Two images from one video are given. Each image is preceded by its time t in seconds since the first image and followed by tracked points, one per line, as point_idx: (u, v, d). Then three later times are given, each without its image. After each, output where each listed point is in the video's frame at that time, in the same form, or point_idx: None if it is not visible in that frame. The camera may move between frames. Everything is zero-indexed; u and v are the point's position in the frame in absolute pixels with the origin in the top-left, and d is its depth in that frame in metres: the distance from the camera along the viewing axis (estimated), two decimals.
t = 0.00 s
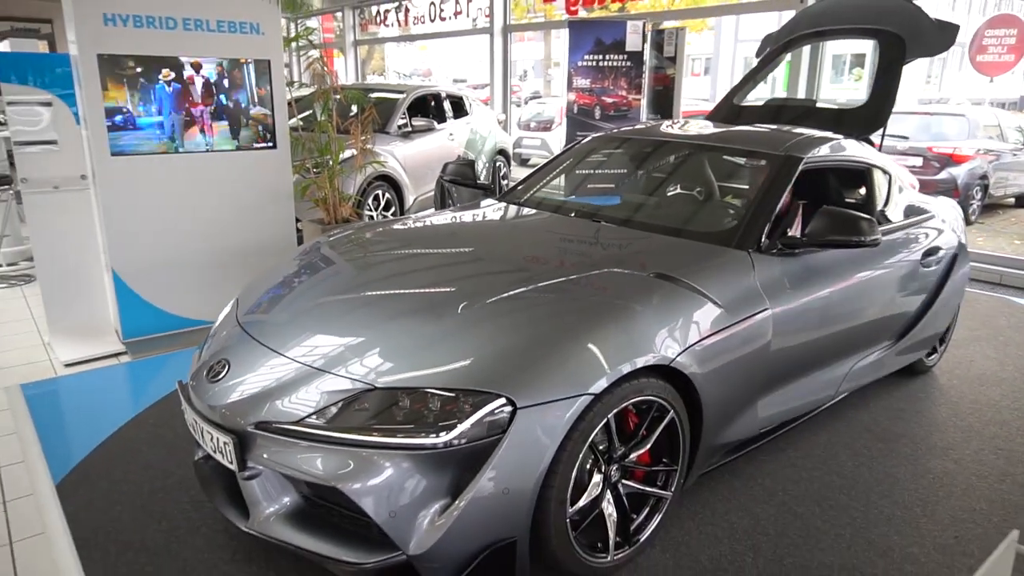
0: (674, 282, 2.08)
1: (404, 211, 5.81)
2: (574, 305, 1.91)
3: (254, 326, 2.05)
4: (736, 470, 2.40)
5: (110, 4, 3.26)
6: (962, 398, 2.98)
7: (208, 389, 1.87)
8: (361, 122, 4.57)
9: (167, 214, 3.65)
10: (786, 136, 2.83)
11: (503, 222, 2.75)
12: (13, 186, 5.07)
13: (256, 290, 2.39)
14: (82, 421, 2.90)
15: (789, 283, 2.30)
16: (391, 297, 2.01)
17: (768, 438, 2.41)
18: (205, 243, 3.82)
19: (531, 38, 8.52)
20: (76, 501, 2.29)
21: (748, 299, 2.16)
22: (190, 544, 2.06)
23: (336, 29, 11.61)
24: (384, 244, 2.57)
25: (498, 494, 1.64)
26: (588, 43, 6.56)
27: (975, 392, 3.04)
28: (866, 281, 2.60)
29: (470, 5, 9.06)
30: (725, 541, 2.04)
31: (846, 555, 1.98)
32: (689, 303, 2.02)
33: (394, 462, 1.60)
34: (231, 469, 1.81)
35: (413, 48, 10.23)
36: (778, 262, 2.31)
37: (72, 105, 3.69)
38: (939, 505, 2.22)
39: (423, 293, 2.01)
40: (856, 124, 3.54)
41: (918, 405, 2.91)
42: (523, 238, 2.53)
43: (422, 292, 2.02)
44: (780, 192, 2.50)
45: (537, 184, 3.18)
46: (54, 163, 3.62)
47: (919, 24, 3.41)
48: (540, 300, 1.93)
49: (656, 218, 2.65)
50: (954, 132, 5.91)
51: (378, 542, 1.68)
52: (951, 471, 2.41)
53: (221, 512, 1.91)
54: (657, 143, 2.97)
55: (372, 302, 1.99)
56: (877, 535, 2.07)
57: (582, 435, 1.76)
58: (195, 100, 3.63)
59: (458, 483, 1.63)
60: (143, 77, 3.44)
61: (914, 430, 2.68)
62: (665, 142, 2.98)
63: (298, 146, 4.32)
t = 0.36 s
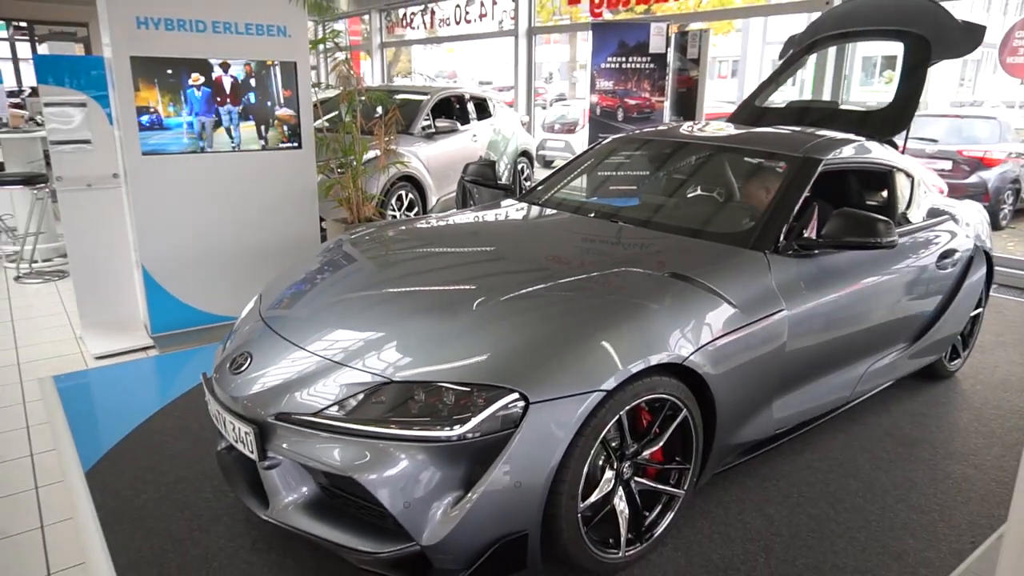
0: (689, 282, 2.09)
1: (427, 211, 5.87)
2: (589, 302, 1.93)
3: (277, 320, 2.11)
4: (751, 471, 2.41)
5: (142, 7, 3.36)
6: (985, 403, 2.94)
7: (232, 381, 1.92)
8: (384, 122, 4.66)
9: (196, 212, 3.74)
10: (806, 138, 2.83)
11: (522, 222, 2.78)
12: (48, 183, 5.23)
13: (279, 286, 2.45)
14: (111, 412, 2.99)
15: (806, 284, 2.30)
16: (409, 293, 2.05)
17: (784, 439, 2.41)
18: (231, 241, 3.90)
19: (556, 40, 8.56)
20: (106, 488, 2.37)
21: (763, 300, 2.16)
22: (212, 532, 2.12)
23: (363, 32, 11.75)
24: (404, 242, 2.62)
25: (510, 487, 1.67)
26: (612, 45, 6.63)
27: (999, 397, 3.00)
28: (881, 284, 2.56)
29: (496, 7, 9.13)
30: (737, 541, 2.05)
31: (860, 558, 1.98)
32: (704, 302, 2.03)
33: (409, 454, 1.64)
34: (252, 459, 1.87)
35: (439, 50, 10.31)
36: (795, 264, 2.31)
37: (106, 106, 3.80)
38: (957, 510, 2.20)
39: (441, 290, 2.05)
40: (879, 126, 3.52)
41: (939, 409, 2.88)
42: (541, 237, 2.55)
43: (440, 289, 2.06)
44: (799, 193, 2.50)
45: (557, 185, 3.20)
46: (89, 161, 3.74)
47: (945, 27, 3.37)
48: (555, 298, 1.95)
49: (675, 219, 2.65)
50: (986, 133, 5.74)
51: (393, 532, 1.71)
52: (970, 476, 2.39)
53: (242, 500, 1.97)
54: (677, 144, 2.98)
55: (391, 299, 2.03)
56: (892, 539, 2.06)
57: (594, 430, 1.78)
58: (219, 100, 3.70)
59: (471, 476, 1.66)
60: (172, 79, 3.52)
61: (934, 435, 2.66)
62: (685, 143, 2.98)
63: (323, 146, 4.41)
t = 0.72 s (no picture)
0: (706, 282, 2.08)
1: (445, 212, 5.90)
2: (605, 302, 1.93)
3: (295, 317, 2.13)
4: (766, 473, 2.39)
5: (167, 9, 3.42)
6: (1008, 409, 2.90)
7: (251, 376, 1.95)
8: (403, 124, 4.71)
9: (217, 211, 3.79)
10: (826, 139, 2.81)
11: (539, 222, 2.79)
12: (75, 183, 5.34)
13: (298, 284, 2.48)
14: (134, 407, 3.04)
15: (824, 286, 2.28)
16: (425, 291, 2.06)
17: (800, 442, 2.39)
18: (252, 240, 3.95)
19: (576, 42, 8.57)
20: (128, 481, 2.41)
21: (780, 301, 2.14)
22: (230, 525, 2.16)
23: (384, 34, 11.83)
24: (422, 241, 2.63)
25: (523, 484, 1.68)
26: (632, 46, 6.61)
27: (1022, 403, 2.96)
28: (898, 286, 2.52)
29: (515, 10, 9.15)
30: (752, 543, 2.04)
31: (877, 562, 1.96)
32: (721, 303, 2.02)
33: (424, 450, 1.65)
34: (269, 454, 1.89)
35: (459, 52, 10.35)
36: (813, 265, 2.29)
37: (132, 107, 3.88)
38: (977, 516, 2.17)
39: (458, 288, 2.06)
40: (902, 128, 3.48)
41: (960, 414, 2.84)
42: (559, 237, 2.56)
43: (456, 287, 2.07)
44: (818, 195, 2.48)
45: (575, 186, 3.21)
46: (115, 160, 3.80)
47: (969, 28, 3.32)
48: (571, 297, 1.96)
49: (693, 219, 2.65)
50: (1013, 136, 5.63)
51: (406, 528, 1.73)
52: (991, 482, 2.36)
53: (259, 494, 2.00)
54: (696, 145, 2.97)
55: (408, 297, 2.04)
56: (910, 543, 2.04)
57: (608, 429, 1.78)
58: (241, 100, 3.74)
59: (485, 473, 1.68)
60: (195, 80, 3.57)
61: (954, 440, 2.63)
62: (704, 144, 2.97)
63: (343, 146, 4.45)
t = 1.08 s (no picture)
0: (710, 284, 2.10)
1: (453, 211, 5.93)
2: (608, 303, 1.95)
3: (304, 317, 2.16)
4: (770, 474, 2.41)
5: (179, 12, 3.46)
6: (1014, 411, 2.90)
7: (260, 374, 1.99)
8: (411, 124, 4.76)
9: (228, 210, 3.84)
10: (832, 141, 2.81)
11: (545, 223, 2.81)
12: (87, 182, 5.39)
13: (308, 283, 2.51)
14: (145, 404, 3.08)
15: (831, 289, 2.29)
16: (432, 292, 2.09)
17: (804, 443, 2.41)
18: (262, 239, 3.99)
19: (585, 43, 8.58)
20: (140, 476, 2.45)
21: (785, 303, 2.16)
22: (239, 520, 2.19)
23: (394, 35, 11.88)
24: (430, 241, 2.66)
25: (527, 482, 1.70)
26: (640, 48, 6.63)
27: None
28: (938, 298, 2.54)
29: (524, 10, 9.17)
30: (755, 542, 2.06)
31: (879, 562, 1.98)
32: (724, 304, 2.04)
33: (430, 448, 1.68)
34: (278, 450, 1.92)
35: (467, 52, 10.38)
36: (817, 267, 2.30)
37: (144, 108, 3.92)
38: (980, 517, 2.18)
39: (463, 289, 2.08)
40: (910, 130, 3.48)
41: (965, 416, 2.85)
42: (565, 238, 2.58)
43: (462, 288, 2.09)
44: (823, 196, 2.49)
45: (583, 186, 3.23)
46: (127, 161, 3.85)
47: (977, 30, 3.31)
48: (575, 297, 1.98)
49: (698, 221, 2.66)
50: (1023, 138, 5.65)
51: (412, 524, 1.75)
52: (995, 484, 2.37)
53: (267, 490, 2.03)
54: (702, 146, 2.99)
55: (414, 297, 2.07)
56: (912, 544, 2.06)
57: (611, 428, 1.80)
58: (251, 99, 3.78)
59: (490, 471, 1.70)
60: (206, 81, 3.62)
61: (958, 442, 2.64)
62: (709, 145, 2.99)
63: (352, 147, 4.49)
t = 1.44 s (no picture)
0: (711, 281, 2.11)
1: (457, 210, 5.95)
2: (610, 300, 1.97)
3: (309, 313, 2.18)
4: (770, 471, 2.43)
5: (186, 11, 3.48)
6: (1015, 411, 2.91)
7: (264, 369, 2.01)
8: (415, 123, 4.78)
9: (233, 208, 3.86)
10: (835, 140, 2.82)
11: (549, 221, 2.82)
12: (93, 180, 5.42)
13: (313, 279, 2.53)
14: (150, 400, 3.10)
15: (832, 288, 2.29)
16: (435, 289, 2.10)
17: (805, 441, 2.42)
18: (267, 236, 4.01)
19: (589, 42, 8.59)
20: (146, 471, 2.47)
21: (785, 301, 2.17)
22: (243, 514, 2.21)
23: (398, 34, 11.90)
24: (434, 239, 2.68)
25: (529, 477, 1.72)
26: (643, 47, 6.63)
27: None
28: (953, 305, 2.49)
29: (528, 10, 9.18)
30: (755, 538, 2.08)
31: (878, 559, 2.00)
32: (725, 302, 2.05)
33: (433, 443, 1.69)
34: (282, 445, 1.94)
35: (471, 52, 10.40)
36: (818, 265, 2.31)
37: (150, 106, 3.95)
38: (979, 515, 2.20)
39: (467, 286, 2.10)
40: (913, 130, 3.49)
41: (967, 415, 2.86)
42: (568, 236, 2.60)
43: (465, 285, 2.11)
44: (824, 194, 2.50)
45: (586, 184, 3.25)
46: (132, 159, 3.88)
47: (981, 30, 3.31)
48: (577, 294, 2.00)
49: (701, 219, 2.68)
50: None
51: (415, 518, 1.77)
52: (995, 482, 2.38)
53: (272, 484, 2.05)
54: (705, 145, 3.00)
55: (418, 294, 2.09)
56: (912, 541, 2.07)
57: (612, 424, 1.82)
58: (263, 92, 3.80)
59: (492, 465, 1.72)
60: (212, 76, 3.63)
61: (960, 441, 2.65)
62: (712, 144, 3.00)
63: (355, 145, 4.51)
